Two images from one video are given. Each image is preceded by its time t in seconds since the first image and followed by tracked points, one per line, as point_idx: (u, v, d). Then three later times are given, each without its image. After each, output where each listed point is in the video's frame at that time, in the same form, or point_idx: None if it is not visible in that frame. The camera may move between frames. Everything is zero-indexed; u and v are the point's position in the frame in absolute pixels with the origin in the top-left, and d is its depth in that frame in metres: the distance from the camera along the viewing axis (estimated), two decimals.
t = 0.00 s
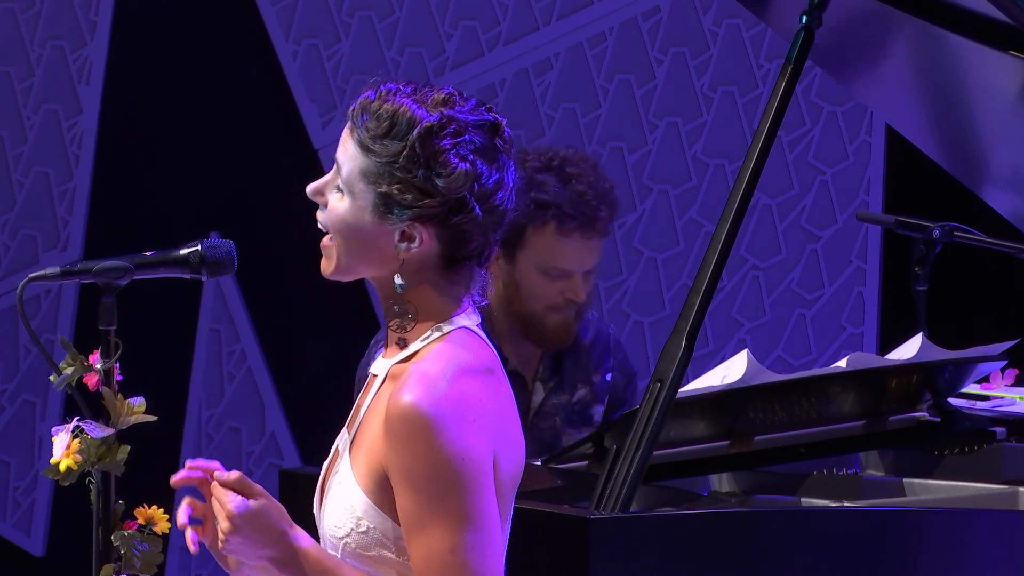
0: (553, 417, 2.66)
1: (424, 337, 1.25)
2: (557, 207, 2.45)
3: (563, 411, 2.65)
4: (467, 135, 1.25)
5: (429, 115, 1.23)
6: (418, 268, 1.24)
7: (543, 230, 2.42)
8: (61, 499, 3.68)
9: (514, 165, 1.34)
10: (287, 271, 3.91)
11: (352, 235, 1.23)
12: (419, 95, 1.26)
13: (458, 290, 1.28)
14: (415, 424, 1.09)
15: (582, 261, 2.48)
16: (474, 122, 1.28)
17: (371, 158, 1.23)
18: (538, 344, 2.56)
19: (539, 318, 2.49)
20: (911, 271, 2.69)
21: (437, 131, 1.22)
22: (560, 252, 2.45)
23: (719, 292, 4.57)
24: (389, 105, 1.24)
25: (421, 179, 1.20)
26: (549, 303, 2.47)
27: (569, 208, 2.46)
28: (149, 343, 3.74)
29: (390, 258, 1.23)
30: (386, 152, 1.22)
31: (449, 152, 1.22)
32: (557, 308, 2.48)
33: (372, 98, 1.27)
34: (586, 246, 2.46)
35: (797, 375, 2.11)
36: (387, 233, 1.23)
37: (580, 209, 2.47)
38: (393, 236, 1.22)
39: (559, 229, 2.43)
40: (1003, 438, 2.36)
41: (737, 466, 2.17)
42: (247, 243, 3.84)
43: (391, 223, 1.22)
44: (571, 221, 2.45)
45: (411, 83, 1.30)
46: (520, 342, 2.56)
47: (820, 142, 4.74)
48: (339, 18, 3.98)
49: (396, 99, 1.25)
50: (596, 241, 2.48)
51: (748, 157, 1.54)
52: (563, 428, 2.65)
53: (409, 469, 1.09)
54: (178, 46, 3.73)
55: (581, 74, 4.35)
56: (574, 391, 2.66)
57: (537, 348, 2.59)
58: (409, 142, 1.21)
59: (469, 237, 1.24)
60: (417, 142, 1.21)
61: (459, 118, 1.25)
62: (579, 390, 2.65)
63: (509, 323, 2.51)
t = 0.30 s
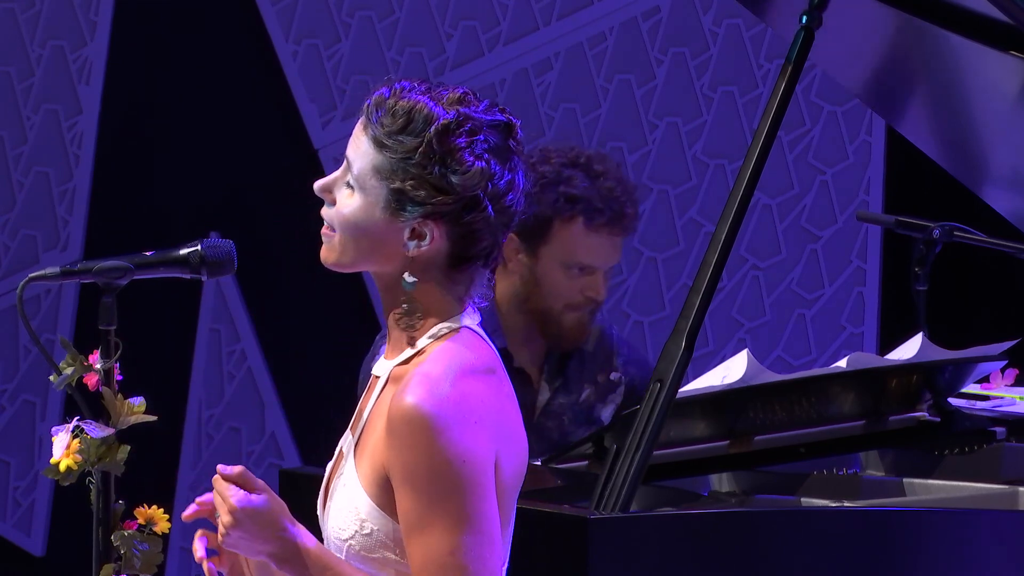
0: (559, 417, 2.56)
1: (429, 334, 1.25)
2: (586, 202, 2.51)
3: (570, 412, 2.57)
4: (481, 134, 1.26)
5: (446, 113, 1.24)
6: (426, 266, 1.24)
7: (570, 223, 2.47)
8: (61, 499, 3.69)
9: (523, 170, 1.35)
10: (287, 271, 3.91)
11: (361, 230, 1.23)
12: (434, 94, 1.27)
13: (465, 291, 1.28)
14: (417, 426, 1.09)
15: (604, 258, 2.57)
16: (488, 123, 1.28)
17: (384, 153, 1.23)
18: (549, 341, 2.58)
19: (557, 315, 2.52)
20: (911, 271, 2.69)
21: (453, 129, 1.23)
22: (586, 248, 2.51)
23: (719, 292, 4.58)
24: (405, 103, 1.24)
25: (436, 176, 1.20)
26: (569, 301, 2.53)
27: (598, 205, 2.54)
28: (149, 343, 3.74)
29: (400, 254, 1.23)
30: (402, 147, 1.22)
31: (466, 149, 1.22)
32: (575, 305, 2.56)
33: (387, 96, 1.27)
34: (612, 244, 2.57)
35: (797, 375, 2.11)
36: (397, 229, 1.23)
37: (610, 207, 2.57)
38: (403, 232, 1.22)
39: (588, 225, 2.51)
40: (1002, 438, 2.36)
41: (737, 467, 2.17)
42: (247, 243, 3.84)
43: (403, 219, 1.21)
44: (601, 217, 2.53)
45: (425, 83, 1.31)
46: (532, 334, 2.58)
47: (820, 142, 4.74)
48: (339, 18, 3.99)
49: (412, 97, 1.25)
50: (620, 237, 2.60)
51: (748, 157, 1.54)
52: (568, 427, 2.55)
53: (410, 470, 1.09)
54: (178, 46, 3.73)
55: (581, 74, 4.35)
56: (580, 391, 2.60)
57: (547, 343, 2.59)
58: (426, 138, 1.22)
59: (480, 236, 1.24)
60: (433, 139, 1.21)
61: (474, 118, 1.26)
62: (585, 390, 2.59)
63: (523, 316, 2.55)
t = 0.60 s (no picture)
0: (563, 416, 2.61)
1: (433, 338, 1.25)
2: (584, 187, 2.47)
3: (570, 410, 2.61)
4: (484, 120, 1.27)
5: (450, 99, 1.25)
6: (430, 258, 1.24)
7: (568, 209, 2.43)
8: (61, 499, 3.69)
9: (523, 160, 1.36)
10: (287, 271, 3.91)
11: (367, 221, 1.22)
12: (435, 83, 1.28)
13: (467, 286, 1.28)
14: (427, 430, 1.09)
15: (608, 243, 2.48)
16: (489, 110, 1.29)
17: (388, 142, 1.24)
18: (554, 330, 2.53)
19: (558, 304, 2.45)
20: (912, 271, 2.69)
21: (457, 114, 1.23)
22: (587, 232, 2.44)
23: (719, 292, 4.58)
24: (408, 92, 1.25)
25: (443, 162, 1.21)
26: (570, 288, 2.45)
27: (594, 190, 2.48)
28: (148, 343, 3.74)
29: (406, 245, 1.23)
30: (407, 135, 1.22)
31: (470, 135, 1.23)
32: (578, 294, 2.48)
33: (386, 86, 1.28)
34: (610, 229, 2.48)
35: (797, 375, 2.10)
36: (402, 221, 1.23)
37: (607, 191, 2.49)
38: (409, 222, 1.22)
39: (585, 210, 2.45)
40: (1003, 438, 2.36)
41: (737, 466, 2.17)
42: (247, 243, 3.84)
43: (410, 208, 1.21)
44: (598, 202, 2.47)
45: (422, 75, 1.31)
46: (538, 329, 2.55)
47: (820, 142, 4.74)
48: (339, 18, 3.99)
49: (413, 85, 1.26)
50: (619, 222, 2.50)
51: (748, 157, 1.54)
52: (572, 428, 2.63)
53: (417, 475, 1.09)
54: (178, 46, 3.73)
55: (581, 74, 4.35)
56: (584, 390, 2.63)
57: (553, 337, 2.58)
58: (432, 124, 1.22)
59: (486, 224, 1.25)
60: (438, 125, 1.22)
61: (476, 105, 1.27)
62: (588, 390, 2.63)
63: (526, 307, 2.50)
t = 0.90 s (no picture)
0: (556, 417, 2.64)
1: (435, 339, 1.24)
2: (599, 188, 2.59)
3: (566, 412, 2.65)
4: (473, 101, 1.30)
5: (437, 82, 1.28)
6: (435, 244, 1.23)
7: (582, 211, 2.56)
8: (61, 499, 3.69)
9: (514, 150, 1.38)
10: (287, 271, 3.91)
11: (371, 211, 1.23)
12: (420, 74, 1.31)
13: (470, 276, 1.28)
14: (440, 434, 1.08)
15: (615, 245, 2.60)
16: (477, 95, 1.32)
17: (383, 131, 1.26)
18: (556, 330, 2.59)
19: (567, 304, 2.54)
20: (911, 271, 2.69)
21: (448, 95, 1.27)
22: (597, 233, 2.57)
23: (719, 292, 4.57)
24: (395, 83, 1.28)
25: (439, 139, 1.23)
26: (580, 288, 2.57)
27: (610, 191, 2.61)
28: (149, 343, 3.74)
29: (411, 231, 1.23)
30: (401, 121, 1.25)
31: (462, 112, 1.26)
32: (585, 293, 2.57)
33: (372, 85, 1.31)
34: (618, 231, 2.60)
35: (797, 375, 2.10)
36: (405, 208, 1.23)
37: (622, 191, 2.63)
38: (412, 208, 1.22)
39: (599, 211, 2.57)
40: (1003, 438, 2.36)
41: (737, 467, 2.17)
42: (247, 243, 3.84)
43: (413, 190, 1.22)
44: (613, 203, 2.59)
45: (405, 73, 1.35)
46: (539, 325, 2.58)
47: (820, 142, 4.74)
48: (339, 18, 3.99)
49: (400, 77, 1.29)
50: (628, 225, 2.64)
51: (748, 157, 1.54)
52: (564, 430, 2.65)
53: (424, 479, 1.08)
54: (178, 46, 3.74)
55: (581, 74, 4.34)
56: (574, 393, 2.67)
57: (553, 332, 2.61)
58: (423, 105, 1.25)
59: (488, 200, 1.25)
60: (430, 106, 1.25)
61: (463, 87, 1.30)
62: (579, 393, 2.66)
63: (532, 306, 2.54)
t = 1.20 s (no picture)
0: (543, 409, 2.63)
1: (434, 339, 1.24)
2: (573, 172, 2.58)
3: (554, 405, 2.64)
4: (472, 100, 1.30)
5: (435, 80, 1.28)
6: (433, 243, 1.23)
7: (559, 194, 2.56)
8: (61, 499, 3.68)
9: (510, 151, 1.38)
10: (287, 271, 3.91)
11: (369, 208, 1.22)
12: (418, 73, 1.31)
13: (467, 276, 1.28)
14: (442, 435, 1.08)
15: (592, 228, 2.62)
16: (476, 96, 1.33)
17: (381, 128, 1.26)
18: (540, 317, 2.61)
19: (549, 291, 2.55)
20: (911, 271, 2.69)
21: (447, 94, 1.27)
22: (576, 216, 2.57)
23: (719, 292, 4.57)
24: (393, 81, 1.28)
25: (439, 137, 1.23)
26: (562, 275, 2.56)
27: (585, 173, 2.60)
28: (149, 343, 3.74)
29: (408, 229, 1.22)
30: (400, 118, 1.25)
31: (461, 110, 1.26)
32: (569, 279, 2.58)
33: (369, 83, 1.31)
34: (595, 213, 2.62)
35: (797, 375, 2.10)
36: (404, 206, 1.23)
37: (596, 172, 2.62)
38: (410, 205, 1.22)
39: (575, 194, 2.58)
40: (1003, 438, 2.36)
41: (737, 467, 2.17)
42: (247, 243, 3.84)
43: (412, 188, 1.22)
44: (588, 184, 2.60)
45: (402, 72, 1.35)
46: (524, 311, 2.60)
47: (820, 142, 4.74)
48: (339, 18, 3.99)
49: (398, 75, 1.29)
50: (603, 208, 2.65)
51: (748, 157, 1.54)
52: (552, 421, 2.63)
53: (427, 481, 1.08)
54: (178, 46, 3.74)
55: (581, 74, 4.34)
56: (561, 385, 2.65)
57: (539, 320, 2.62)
58: (422, 103, 1.25)
59: (486, 199, 1.25)
60: (430, 104, 1.25)
61: (461, 86, 1.31)
62: (565, 385, 2.64)
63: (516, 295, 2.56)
